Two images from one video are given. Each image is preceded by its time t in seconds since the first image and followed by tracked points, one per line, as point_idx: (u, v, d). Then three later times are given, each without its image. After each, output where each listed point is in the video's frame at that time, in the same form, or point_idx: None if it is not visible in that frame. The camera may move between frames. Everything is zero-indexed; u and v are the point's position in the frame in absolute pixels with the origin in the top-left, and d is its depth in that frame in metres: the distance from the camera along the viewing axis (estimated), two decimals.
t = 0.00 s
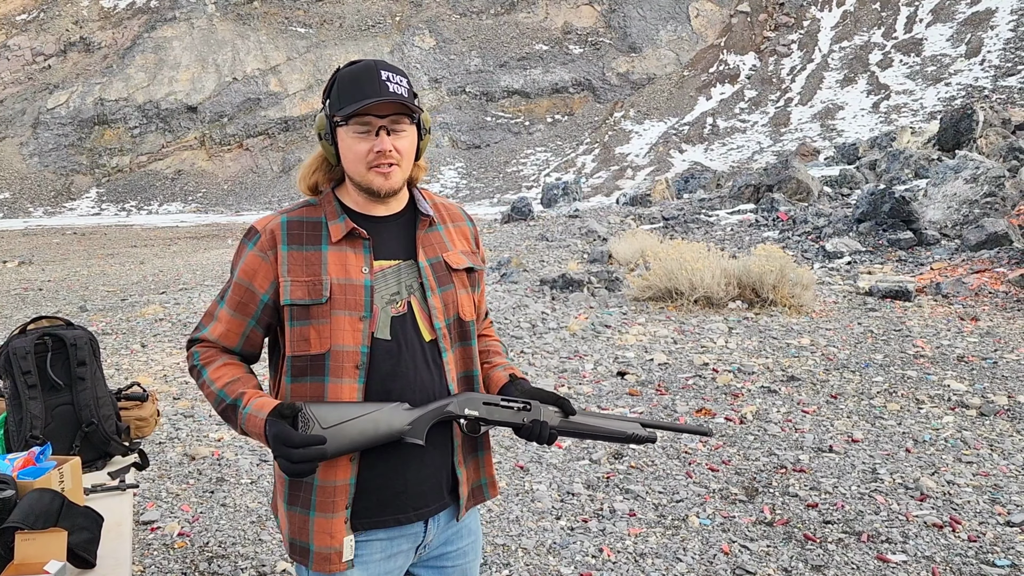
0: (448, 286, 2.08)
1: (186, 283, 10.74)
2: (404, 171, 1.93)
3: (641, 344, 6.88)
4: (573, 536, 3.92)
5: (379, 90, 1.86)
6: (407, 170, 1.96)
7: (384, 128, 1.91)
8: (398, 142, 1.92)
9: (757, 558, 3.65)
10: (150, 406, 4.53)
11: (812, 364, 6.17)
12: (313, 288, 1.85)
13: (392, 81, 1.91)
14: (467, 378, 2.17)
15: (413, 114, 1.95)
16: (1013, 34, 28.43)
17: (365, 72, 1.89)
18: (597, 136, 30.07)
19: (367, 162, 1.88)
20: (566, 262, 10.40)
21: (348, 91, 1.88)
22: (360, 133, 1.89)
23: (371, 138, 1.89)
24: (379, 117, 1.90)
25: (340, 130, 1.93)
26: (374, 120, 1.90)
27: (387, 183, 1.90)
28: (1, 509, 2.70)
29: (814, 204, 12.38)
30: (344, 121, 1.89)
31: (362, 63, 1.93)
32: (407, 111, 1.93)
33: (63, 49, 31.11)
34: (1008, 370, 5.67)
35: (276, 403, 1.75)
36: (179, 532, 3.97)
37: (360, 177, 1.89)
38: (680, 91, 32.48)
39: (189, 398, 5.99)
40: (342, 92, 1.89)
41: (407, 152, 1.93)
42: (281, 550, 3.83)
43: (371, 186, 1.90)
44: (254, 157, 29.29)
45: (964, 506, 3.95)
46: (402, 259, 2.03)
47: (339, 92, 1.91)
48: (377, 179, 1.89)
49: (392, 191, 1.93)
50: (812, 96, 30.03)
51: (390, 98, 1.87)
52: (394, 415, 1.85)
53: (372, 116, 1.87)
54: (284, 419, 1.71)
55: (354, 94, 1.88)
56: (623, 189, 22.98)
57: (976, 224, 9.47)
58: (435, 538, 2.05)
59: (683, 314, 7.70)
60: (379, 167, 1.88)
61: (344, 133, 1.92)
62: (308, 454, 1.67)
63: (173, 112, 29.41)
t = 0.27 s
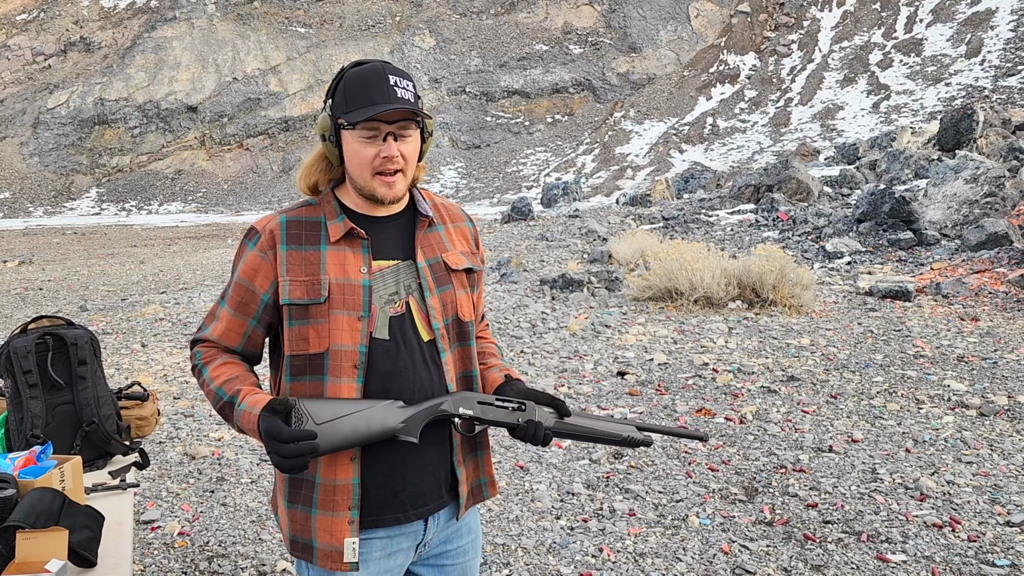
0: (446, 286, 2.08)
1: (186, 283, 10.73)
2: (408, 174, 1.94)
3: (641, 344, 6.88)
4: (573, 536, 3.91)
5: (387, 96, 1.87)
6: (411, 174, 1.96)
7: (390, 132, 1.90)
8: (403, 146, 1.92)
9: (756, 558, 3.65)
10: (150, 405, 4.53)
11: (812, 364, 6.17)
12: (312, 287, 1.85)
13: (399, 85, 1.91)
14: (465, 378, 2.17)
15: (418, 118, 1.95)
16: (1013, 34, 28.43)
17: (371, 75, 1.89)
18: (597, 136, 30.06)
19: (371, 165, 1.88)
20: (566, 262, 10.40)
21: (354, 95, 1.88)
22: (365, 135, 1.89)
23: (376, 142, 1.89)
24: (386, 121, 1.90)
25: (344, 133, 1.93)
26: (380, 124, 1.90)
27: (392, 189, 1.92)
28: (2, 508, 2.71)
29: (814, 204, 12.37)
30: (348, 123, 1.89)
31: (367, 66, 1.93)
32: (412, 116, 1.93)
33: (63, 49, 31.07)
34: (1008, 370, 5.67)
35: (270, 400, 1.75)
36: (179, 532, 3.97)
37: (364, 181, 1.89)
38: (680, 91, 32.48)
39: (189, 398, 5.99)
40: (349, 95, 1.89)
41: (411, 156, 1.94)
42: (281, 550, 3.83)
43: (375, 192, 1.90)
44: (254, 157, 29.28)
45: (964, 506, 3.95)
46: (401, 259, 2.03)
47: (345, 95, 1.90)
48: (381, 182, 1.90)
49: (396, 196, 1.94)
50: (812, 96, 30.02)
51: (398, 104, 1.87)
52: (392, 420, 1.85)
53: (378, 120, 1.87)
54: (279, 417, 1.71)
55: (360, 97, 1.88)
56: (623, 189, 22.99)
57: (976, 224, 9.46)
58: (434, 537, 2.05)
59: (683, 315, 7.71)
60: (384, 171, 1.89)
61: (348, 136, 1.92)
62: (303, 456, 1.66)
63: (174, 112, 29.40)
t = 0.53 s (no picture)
0: (447, 286, 2.09)
1: (187, 283, 10.74)
2: (411, 175, 1.94)
3: (641, 344, 6.89)
4: (574, 536, 3.92)
5: (388, 97, 1.87)
6: (414, 174, 1.97)
7: (393, 132, 1.91)
8: (406, 146, 1.92)
9: (757, 557, 3.65)
10: (151, 405, 4.53)
11: (813, 364, 6.17)
12: (313, 286, 1.85)
13: (400, 85, 1.92)
14: (465, 378, 2.17)
15: (420, 118, 1.95)
16: (1014, 33, 28.39)
17: (373, 76, 1.89)
18: (598, 135, 30.04)
19: (373, 164, 1.88)
20: (567, 262, 10.40)
21: (357, 95, 1.88)
22: (367, 136, 1.89)
23: (380, 142, 1.89)
24: (389, 122, 1.90)
25: (346, 134, 1.93)
26: (383, 125, 1.90)
27: (395, 190, 1.92)
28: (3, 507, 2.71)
29: (815, 203, 12.37)
30: (350, 124, 1.89)
31: (370, 66, 1.93)
32: (414, 117, 1.93)
33: (64, 49, 31.08)
34: (1009, 370, 5.67)
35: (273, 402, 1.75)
36: (180, 531, 3.98)
37: (366, 181, 1.90)
38: (681, 90, 32.46)
39: (190, 397, 5.99)
40: (351, 95, 1.89)
41: (414, 156, 1.94)
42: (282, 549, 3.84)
43: (377, 192, 1.91)
44: (255, 157, 29.27)
45: (965, 505, 3.95)
46: (402, 258, 2.03)
47: (347, 94, 1.90)
48: (384, 184, 1.90)
49: (401, 197, 1.95)
50: (813, 95, 29.99)
51: (400, 105, 1.87)
52: (392, 420, 1.85)
53: (379, 121, 1.87)
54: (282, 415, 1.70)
55: (363, 98, 1.88)
56: (624, 188, 22.98)
57: (977, 223, 9.45)
58: (433, 537, 2.05)
59: (683, 314, 7.71)
60: (386, 172, 1.89)
61: (351, 136, 1.92)
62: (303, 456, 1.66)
63: (174, 111, 29.40)
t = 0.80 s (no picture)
0: (453, 282, 2.09)
1: (188, 282, 10.74)
2: (415, 173, 1.95)
3: (643, 343, 6.88)
4: (576, 535, 3.92)
5: (392, 95, 1.87)
6: (418, 172, 1.97)
7: (399, 130, 1.90)
8: (409, 142, 1.92)
9: (760, 557, 3.64)
10: (153, 404, 4.52)
11: (815, 364, 6.16)
12: (319, 278, 1.84)
13: (405, 84, 1.91)
14: (468, 376, 2.17)
15: (425, 117, 1.96)
16: (1016, 33, 28.35)
17: (378, 74, 1.89)
18: (599, 135, 30.04)
19: (379, 161, 1.88)
20: (568, 261, 10.40)
21: (362, 93, 1.88)
22: (372, 133, 1.88)
23: (385, 140, 1.89)
24: (394, 120, 1.90)
25: (350, 130, 1.93)
26: (389, 123, 1.90)
27: (399, 185, 1.92)
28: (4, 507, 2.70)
29: (817, 203, 12.35)
30: (356, 121, 1.88)
31: (375, 64, 1.93)
32: (418, 112, 1.93)
33: (66, 48, 31.10)
34: (1012, 370, 5.66)
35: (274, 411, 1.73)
36: (181, 531, 3.97)
37: (371, 176, 1.89)
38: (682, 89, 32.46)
39: (192, 397, 5.99)
40: (355, 91, 1.89)
41: (419, 153, 1.94)
42: (284, 549, 3.83)
43: (382, 187, 1.90)
44: (256, 156, 29.28)
45: (968, 505, 3.95)
46: (408, 253, 2.03)
47: (353, 92, 1.90)
48: (389, 180, 1.90)
49: (403, 193, 1.94)
50: (815, 94, 29.97)
51: (404, 103, 1.87)
52: (397, 416, 1.85)
53: (384, 118, 1.86)
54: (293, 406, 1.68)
55: (368, 95, 1.88)
56: (625, 188, 22.99)
57: (979, 223, 9.44)
58: (435, 536, 2.05)
59: (685, 314, 7.70)
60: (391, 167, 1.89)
61: (356, 133, 1.91)
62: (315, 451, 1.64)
63: (176, 111, 29.40)
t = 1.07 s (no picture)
0: (455, 283, 2.09)
1: (189, 283, 10.74)
2: (415, 172, 1.94)
3: (643, 344, 6.88)
4: (576, 537, 3.92)
5: (390, 96, 1.86)
6: (418, 172, 1.97)
7: (398, 130, 1.90)
8: (408, 143, 1.92)
9: (760, 559, 3.64)
10: (154, 406, 4.53)
11: (816, 365, 6.16)
12: (323, 280, 1.84)
13: (403, 85, 1.91)
14: (470, 376, 2.17)
15: (423, 118, 1.96)
16: (1017, 34, 28.34)
17: (377, 75, 1.89)
18: (599, 135, 30.04)
19: (379, 162, 1.88)
20: (569, 262, 10.40)
21: (362, 93, 1.88)
22: (372, 134, 1.88)
23: (385, 140, 1.88)
24: (391, 121, 1.89)
25: (350, 132, 1.93)
26: (387, 123, 1.90)
27: (399, 186, 1.91)
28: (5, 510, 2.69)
29: (818, 204, 12.35)
30: (356, 122, 1.88)
31: (374, 66, 1.93)
32: (417, 114, 1.93)
33: (67, 49, 31.14)
34: (1013, 371, 5.66)
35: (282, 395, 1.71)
36: (182, 532, 3.98)
37: (372, 177, 1.89)
38: (683, 90, 32.44)
39: (192, 398, 5.99)
40: (355, 93, 1.89)
41: (419, 154, 1.94)
42: (284, 550, 3.83)
43: (382, 188, 1.90)
44: (256, 157, 29.31)
45: (969, 507, 3.95)
46: (411, 255, 2.03)
47: (352, 93, 1.90)
48: (389, 180, 1.90)
49: (404, 193, 1.94)
50: (815, 95, 29.96)
51: (402, 103, 1.87)
52: (401, 416, 1.85)
53: (384, 118, 1.86)
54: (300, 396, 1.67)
55: (367, 96, 1.87)
56: (626, 189, 22.99)
57: (980, 224, 9.43)
58: (437, 537, 2.05)
59: (686, 315, 7.70)
60: (391, 168, 1.89)
61: (356, 134, 1.91)
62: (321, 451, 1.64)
63: (177, 112, 29.44)
